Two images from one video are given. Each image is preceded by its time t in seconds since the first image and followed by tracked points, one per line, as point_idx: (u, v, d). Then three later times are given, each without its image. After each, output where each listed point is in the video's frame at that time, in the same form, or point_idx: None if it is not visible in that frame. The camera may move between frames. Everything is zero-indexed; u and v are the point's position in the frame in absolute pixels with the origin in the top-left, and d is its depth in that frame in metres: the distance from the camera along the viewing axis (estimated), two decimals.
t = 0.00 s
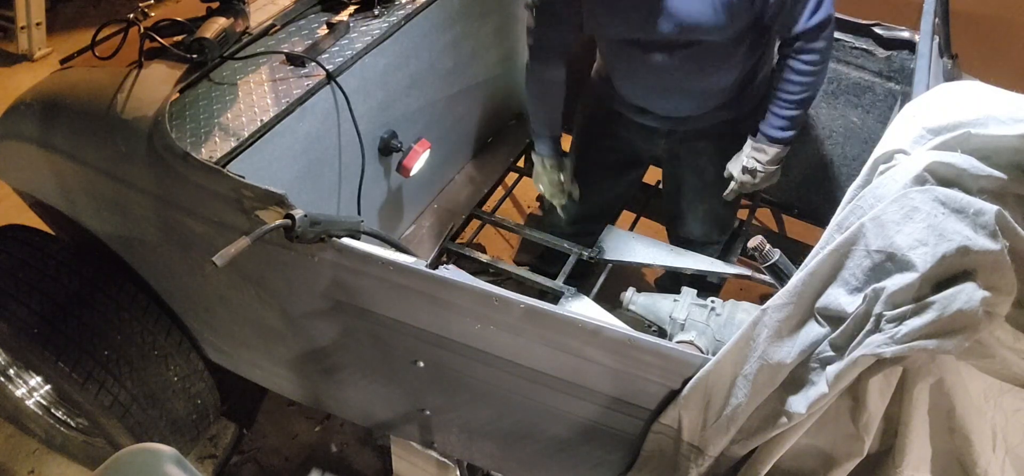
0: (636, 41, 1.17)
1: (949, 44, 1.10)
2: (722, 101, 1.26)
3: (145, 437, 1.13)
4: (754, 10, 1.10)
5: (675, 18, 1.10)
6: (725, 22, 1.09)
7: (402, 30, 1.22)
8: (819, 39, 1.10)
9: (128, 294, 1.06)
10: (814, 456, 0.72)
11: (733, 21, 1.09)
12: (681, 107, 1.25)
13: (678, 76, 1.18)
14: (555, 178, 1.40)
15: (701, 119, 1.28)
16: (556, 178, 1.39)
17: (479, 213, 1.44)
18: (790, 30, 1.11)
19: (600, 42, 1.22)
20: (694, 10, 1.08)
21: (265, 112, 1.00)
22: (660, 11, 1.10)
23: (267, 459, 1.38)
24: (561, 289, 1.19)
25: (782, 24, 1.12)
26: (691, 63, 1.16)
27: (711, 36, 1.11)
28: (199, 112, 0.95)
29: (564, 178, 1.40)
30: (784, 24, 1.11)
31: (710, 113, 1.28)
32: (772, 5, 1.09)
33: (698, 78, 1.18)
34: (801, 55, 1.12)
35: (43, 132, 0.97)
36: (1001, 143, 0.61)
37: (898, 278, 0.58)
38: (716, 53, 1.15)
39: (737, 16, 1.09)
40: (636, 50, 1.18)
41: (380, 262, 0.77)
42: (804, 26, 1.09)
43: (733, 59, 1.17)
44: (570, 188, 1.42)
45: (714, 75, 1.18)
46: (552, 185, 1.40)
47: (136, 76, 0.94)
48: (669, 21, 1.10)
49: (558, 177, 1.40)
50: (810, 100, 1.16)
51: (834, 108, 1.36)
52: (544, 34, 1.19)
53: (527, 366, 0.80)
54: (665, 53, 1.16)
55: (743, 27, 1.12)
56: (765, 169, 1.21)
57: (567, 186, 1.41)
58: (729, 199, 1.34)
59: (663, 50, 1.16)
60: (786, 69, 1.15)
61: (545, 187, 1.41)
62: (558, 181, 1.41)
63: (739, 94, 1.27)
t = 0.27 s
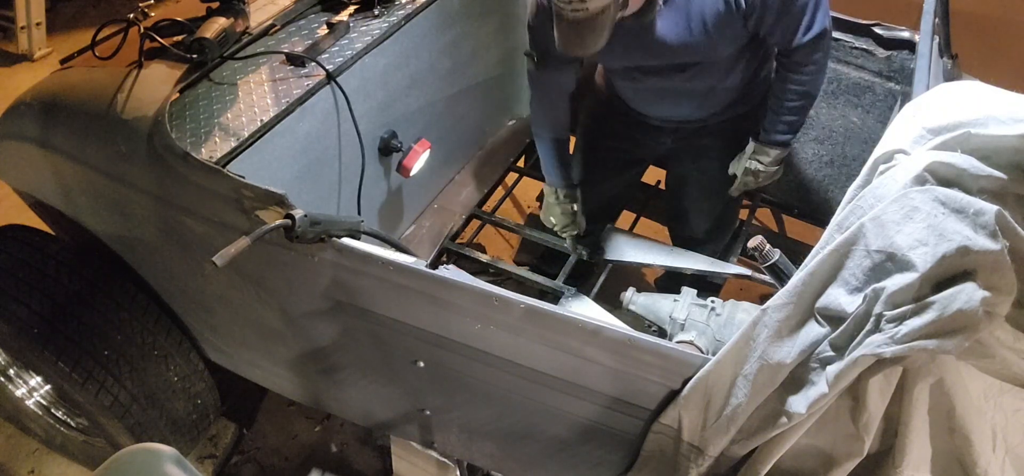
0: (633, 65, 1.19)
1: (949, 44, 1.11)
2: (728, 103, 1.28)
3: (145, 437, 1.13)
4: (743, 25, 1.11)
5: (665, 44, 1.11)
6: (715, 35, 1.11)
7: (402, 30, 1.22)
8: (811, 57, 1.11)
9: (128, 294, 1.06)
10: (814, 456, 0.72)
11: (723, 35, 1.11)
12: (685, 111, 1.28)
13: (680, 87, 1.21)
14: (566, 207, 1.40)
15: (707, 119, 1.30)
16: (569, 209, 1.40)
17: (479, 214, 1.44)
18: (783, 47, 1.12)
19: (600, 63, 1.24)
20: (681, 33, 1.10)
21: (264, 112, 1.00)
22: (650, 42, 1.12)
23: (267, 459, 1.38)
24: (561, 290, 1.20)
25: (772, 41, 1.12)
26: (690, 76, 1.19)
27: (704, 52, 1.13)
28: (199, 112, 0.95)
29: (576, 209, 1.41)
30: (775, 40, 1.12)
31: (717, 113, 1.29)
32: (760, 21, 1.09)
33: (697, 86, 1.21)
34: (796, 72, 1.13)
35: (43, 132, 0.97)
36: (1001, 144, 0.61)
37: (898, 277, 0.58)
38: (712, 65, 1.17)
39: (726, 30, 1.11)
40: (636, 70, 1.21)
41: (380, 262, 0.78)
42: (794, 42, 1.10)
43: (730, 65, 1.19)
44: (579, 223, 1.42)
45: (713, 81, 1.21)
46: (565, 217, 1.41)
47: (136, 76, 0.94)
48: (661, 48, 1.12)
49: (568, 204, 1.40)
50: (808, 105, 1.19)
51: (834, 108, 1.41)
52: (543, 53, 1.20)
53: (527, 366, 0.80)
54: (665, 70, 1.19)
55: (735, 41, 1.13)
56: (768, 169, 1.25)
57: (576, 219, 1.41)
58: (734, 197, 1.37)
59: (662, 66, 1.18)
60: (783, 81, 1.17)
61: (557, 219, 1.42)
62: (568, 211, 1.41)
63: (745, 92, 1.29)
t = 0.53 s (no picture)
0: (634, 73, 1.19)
1: (949, 44, 1.11)
2: (728, 105, 1.29)
3: (145, 437, 1.13)
4: (743, 34, 1.11)
5: (667, 53, 1.12)
6: (716, 44, 1.11)
7: (402, 30, 1.22)
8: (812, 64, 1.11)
9: (128, 295, 1.06)
10: (814, 455, 0.72)
11: (724, 43, 1.11)
12: (686, 115, 1.29)
13: (681, 93, 1.22)
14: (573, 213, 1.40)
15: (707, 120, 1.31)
16: (575, 213, 1.39)
17: (479, 214, 1.44)
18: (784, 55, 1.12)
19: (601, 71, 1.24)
20: (683, 43, 1.10)
21: (265, 112, 1.00)
22: (652, 52, 1.12)
23: (267, 459, 1.38)
24: (562, 290, 1.20)
25: (773, 49, 1.12)
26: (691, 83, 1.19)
27: (705, 61, 1.14)
28: (199, 112, 0.95)
29: (581, 213, 1.41)
30: (775, 48, 1.12)
31: (717, 114, 1.30)
32: (761, 31, 1.10)
33: (698, 91, 1.22)
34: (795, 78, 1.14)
35: (43, 132, 0.97)
36: (1001, 144, 0.61)
37: (898, 277, 0.58)
38: (713, 72, 1.18)
39: (726, 39, 1.11)
40: (637, 77, 1.21)
41: (380, 262, 0.78)
42: (794, 51, 1.10)
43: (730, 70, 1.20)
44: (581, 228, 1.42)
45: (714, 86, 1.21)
46: (572, 222, 1.40)
47: (136, 76, 0.94)
48: (662, 57, 1.12)
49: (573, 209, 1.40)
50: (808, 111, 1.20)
51: (834, 109, 1.41)
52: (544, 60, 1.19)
53: (527, 366, 0.80)
54: (666, 78, 1.19)
55: (736, 49, 1.14)
56: (766, 172, 1.27)
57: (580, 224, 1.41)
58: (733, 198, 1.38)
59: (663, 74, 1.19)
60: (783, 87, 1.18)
61: (563, 224, 1.42)
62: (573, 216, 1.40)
63: (746, 94, 1.29)
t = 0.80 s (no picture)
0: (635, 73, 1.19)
1: (949, 43, 1.11)
2: (727, 104, 1.29)
3: (145, 437, 1.13)
4: (745, 35, 1.11)
5: (668, 54, 1.11)
6: (718, 45, 1.11)
7: (402, 30, 1.22)
8: (814, 64, 1.11)
9: (128, 294, 1.06)
10: (815, 456, 0.72)
11: (726, 45, 1.11)
12: (686, 114, 1.29)
13: (681, 93, 1.22)
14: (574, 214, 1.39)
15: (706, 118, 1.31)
16: (575, 213, 1.39)
17: (479, 214, 1.44)
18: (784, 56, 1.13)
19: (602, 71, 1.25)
20: (686, 43, 1.10)
21: (265, 112, 1.00)
22: (653, 53, 1.12)
23: (267, 459, 1.38)
24: (563, 290, 1.20)
25: (773, 50, 1.13)
26: (692, 84, 1.19)
27: (706, 62, 1.14)
28: (199, 112, 0.95)
29: (582, 214, 1.40)
30: (776, 49, 1.12)
31: (716, 114, 1.30)
32: (762, 31, 1.10)
33: (698, 91, 1.22)
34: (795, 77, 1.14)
35: (44, 132, 0.97)
36: (1001, 143, 0.61)
37: (898, 277, 0.58)
38: (714, 72, 1.18)
39: (728, 40, 1.11)
40: (638, 77, 1.21)
41: (380, 262, 0.78)
42: (795, 51, 1.10)
43: (731, 71, 1.20)
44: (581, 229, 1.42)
45: (714, 86, 1.21)
46: (573, 222, 1.40)
47: (136, 76, 0.94)
48: (664, 58, 1.12)
49: (575, 210, 1.39)
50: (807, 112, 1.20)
51: (834, 109, 1.42)
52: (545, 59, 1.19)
53: (527, 366, 0.80)
54: (667, 78, 1.19)
55: (738, 51, 1.14)
56: (750, 167, 1.27)
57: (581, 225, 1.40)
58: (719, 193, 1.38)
59: (663, 76, 1.19)
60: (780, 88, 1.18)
61: (563, 225, 1.41)
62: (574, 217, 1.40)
63: (746, 93, 1.30)
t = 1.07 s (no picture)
0: (635, 73, 1.19)
1: (948, 42, 1.11)
2: (726, 104, 1.29)
3: (145, 437, 1.13)
4: (744, 36, 1.11)
5: (669, 54, 1.12)
6: (718, 46, 1.11)
7: (402, 30, 1.22)
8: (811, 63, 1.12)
9: (128, 294, 1.06)
10: (815, 456, 0.72)
11: (726, 46, 1.11)
12: (685, 114, 1.29)
13: (681, 93, 1.22)
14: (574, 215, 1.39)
15: (705, 118, 1.31)
16: (575, 215, 1.39)
17: (479, 214, 1.44)
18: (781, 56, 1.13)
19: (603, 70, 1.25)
20: (686, 44, 1.10)
21: (264, 112, 1.00)
22: (654, 52, 1.12)
23: (267, 459, 1.38)
24: (562, 290, 1.20)
25: (771, 50, 1.13)
26: (692, 83, 1.19)
27: (707, 61, 1.14)
28: (199, 112, 0.95)
29: (580, 214, 1.41)
30: (774, 49, 1.13)
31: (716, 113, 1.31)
32: (762, 32, 1.10)
33: (698, 91, 1.22)
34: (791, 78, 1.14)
35: (44, 132, 0.97)
36: (1001, 144, 0.61)
37: (898, 277, 0.58)
38: (714, 73, 1.18)
39: (728, 41, 1.11)
40: (638, 77, 1.21)
41: (380, 262, 0.78)
42: (794, 52, 1.11)
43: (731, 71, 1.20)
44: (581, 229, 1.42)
45: (714, 86, 1.21)
46: (572, 223, 1.40)
47: (136, 76, 0.94)
48: (664, 58, 1.12)
49: (574, 212, 1.39)
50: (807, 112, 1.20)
51: (834, 108, 1.42)
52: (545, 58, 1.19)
53: (528, 366, 0.80)
54: (667, 78, 1.19)
55: (738, 51, 1.14)
56: (732, 154, 1.28)
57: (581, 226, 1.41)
58: (711, 192, 1.38)
59: (663, 75, 1.19)
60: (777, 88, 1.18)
61: (563, 226, 1.41)
62: (574, 218, 1.40)
63: (746, 94, 1.29)
